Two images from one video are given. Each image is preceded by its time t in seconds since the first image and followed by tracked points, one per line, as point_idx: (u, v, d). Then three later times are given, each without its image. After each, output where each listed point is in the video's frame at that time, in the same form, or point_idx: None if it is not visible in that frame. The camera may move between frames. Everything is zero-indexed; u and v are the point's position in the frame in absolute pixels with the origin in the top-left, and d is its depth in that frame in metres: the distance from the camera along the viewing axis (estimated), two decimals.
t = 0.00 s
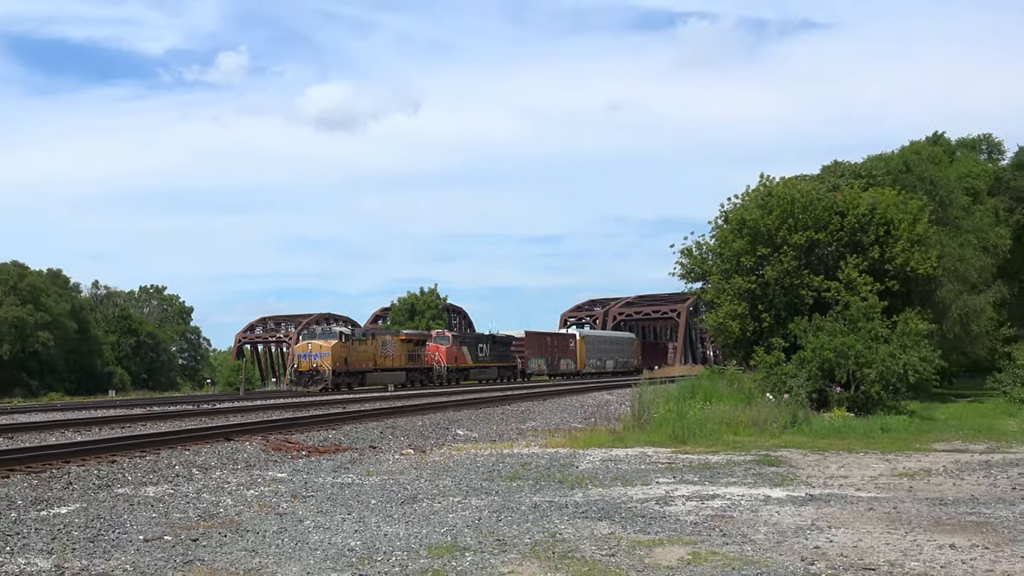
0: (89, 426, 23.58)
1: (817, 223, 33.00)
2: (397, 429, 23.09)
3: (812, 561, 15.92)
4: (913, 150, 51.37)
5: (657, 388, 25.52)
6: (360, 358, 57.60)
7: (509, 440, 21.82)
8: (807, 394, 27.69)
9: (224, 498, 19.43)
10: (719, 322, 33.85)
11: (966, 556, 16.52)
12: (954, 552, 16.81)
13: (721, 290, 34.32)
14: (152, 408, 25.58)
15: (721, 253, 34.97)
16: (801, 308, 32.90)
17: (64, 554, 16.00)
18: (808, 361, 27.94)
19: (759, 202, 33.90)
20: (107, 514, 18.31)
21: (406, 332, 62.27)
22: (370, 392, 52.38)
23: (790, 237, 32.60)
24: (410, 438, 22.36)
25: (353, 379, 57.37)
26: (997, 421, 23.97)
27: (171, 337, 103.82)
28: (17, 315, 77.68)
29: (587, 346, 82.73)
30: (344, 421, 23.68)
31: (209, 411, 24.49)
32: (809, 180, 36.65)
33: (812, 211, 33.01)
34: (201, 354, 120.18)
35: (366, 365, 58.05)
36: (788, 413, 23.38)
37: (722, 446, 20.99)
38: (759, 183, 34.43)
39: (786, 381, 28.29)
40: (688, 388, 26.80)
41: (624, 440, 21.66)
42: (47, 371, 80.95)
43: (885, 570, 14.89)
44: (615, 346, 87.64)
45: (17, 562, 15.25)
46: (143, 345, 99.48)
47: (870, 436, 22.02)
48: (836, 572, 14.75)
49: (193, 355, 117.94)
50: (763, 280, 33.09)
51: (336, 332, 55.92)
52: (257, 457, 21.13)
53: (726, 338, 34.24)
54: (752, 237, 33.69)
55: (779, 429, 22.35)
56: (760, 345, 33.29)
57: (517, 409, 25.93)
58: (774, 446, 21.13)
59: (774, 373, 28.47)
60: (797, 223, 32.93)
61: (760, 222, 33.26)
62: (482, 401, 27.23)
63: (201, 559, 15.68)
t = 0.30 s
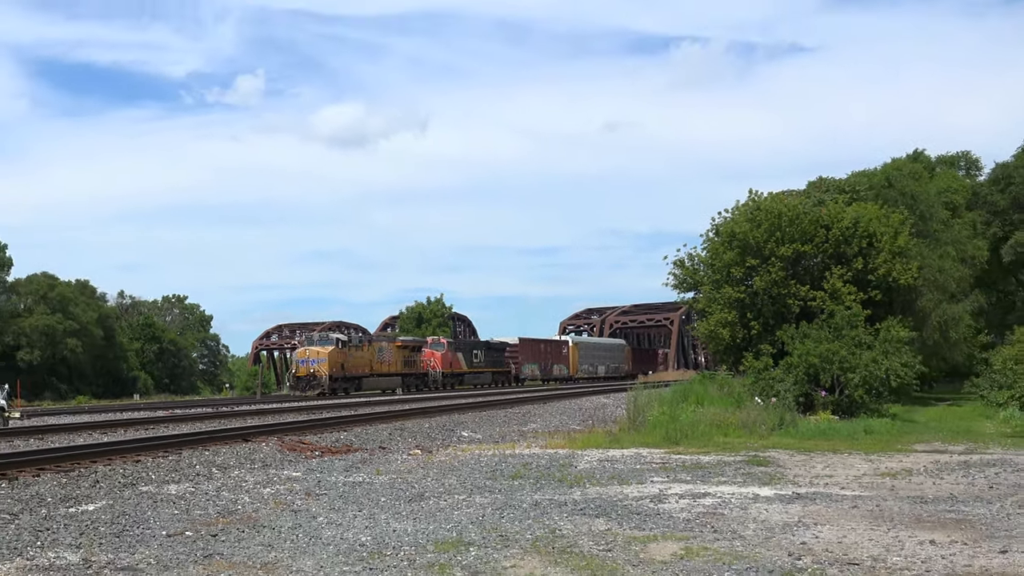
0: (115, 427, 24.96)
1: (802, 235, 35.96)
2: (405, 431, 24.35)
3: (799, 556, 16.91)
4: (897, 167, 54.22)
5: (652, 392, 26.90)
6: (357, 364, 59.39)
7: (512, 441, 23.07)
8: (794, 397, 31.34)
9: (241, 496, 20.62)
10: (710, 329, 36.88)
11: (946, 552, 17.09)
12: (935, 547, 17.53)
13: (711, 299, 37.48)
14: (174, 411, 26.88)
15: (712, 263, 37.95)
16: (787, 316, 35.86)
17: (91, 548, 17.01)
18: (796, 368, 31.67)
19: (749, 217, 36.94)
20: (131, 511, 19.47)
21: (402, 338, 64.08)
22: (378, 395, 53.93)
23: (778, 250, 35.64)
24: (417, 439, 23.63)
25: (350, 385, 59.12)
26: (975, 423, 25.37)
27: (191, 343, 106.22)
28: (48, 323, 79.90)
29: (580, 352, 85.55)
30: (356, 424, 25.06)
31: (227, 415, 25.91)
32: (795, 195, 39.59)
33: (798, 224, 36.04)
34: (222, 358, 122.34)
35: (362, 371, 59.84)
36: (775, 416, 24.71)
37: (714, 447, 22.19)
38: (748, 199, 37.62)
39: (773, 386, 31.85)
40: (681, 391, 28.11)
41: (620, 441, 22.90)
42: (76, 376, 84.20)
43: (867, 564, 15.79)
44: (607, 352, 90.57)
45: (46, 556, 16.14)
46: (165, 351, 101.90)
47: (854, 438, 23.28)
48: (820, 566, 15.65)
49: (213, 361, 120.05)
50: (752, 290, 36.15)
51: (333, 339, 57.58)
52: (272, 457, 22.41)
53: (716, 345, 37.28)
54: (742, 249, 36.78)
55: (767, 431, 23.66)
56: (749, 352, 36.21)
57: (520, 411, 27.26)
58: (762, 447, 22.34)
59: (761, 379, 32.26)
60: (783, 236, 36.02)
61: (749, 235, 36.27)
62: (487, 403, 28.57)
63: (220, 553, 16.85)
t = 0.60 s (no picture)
0: (133, 429, 25.99)
1: (795, 244, 36.89)
2: (413, 433, 25.35)
3: (791, 553, 17.71)
4: (885, 181, 55.43)
5: (650, 395, 27.90)
6: (353, 369, 60.54)
7: (515, 442, 24.05)
8: (787, 400, 32.57)
9: (257, 494, 21.60)
10: (706, 335, 37.95)
11: (934, 549, 17.84)
12: (923, 546, 18.22)
13: (706, 307, 38.54)
14: (192, 414, 27.93)
15: (708, 271, 38.99)
16: (781, 323, 36.86)
17: (114, 544, 17.93)
18: (788, 372, 32.85)
19: (743, 226, 37.85)
20: (152, 509, 20.43)
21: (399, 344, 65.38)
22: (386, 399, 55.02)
23: (771, 259, 36.63)
24: (425, 440, 24.63)
25: (346, 389, 60.18)
26: (961, 427, 26.35)
27: (209, 348, 107.71)
28: (73, 330, 81.37)
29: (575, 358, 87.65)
30: (365, 426, 26.11)
31: (242, 418, 26.98)
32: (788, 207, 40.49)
33: (792, 235, 36.90)
34: (238, 363, 123.63)
35: (358, 376, 61.01)
36: (768, 420, 25.73)
37: (709, 449, 23.14)
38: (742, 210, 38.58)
39: (766, 390, 33.05)
40: (678, 395, 29.05)
41: (619, 442, 23.88)
42: (99, 380, 85.96)
43: (857, 561, 16.63)
44: (602, 358, 92.69)
45: (72, 551, 16.99)
46: (184, 356, 103.36)
47: (845, 440, 24.24)
48: (812, 562, 16.50)
49: (230, 366, 121.37)
50: (746, 299, 37.19)
51: (329, 344, 58.66)
52: (286, 458, 23.44)
53: (712, 352, 38.38)
54: (736, 258, 37.77)
55: (760, 434, 24.66)
56: (744, 358, 37.24)
57: (523, 414, 28.25)
58: (756, 449, 23.30)
59: (755, 381, 33.56)
60: (776, 245, 36.97)
61: (744, 244, 37.22)
62: (491, 406, 29.60)
63: (236, 549, 17.82)
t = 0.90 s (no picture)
0: (147, 431, 26.03)
1: (811, 246, 36.77)
2: (426, 435, 25.33)
3: (806, 556, 17.60)
4: (900, 182, 55.20)
5: (665, 397, 27.85)
6: (352, 371, 60.51)
7: (529, 444, 24.02)
8: (802, 402, 32.49)
9: (270, 496, 21.57)
10: (721, 337, 37.92)
11: (951, 552, 17.68)
12: (940, 548, 18.06)
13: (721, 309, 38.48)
14: (205, 416, 27.98)
15: (722, 273, 38.92)
16: (795, 325, 36.74)
17: (127, 546, 17.89)
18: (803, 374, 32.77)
19: (757, 229, 37.76)
20: (165, 510, 20.41)
21: (399, 346, 65.42)
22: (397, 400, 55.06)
23: (786, 261, 36.52)
24: (438, 442, 24.62)
25: (344, 392, 60.09)
26: (979, 429, 26.20)
27: (222, 350, 107.90)
28: (86, 331, 81.78)
29: (582, 360, 87.52)
30: (378, 428, 26.11)
31: (255, 420, 27.00)
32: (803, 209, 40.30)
33: (807, 237, 36.77)
34: (251, 366, 123.69)
35: (357, 379, 60.94)
36: (783, 421, 25.71)
37: (724, 451, 23.09)
38: (756, 212, 38.47)
39: (781, 393, 33.01)
40: (692, 397, 28.98)
41: (634, 444, 23.86)
42: (113, 382, 86.18)
43: (873, 564, 16.52)
44: (611, 359, 92.51)
45: (85, 552, 16.98)
46: (197, 358, 103.60)
47: (860, 443, 24.18)
48: (828, 566, 16.40)
49: (243, 368, 121.48)
50: (760, 300, 37.10)
51: (326, 346, 58.57)
52: (299, 460, 23.44)
53: (727, 353, 38.36)
54: (751, 260, 37.68)
55: (774, 436, 24.64)
56: (759, 359, 37.13)
57: (536, 416, 28.20)
58: (771, 452, 23.24)
59: (771, 384, 33.46)
60: (790, 247, 36.85)
61: (758, 246, 37.13)
62: (505, 408, 29.58)
63: (250, 551, 17.78)
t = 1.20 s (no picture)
0: (161, 431, 26.03)
1: (827, 245, 36.56)
2: (440, 435, 25.28)
3: (823, 557, 17.47)
4: (916, 181, 54.92)
5: (681, 398, 27.78)
6: (350, 371, 60.61)
7: (544, 445, 23.98)
8: (820, 402, 32.39)
9: (284, 496, 21.55)
10: (736, 337, 37.86)
11: (969, 554, 17.51)
12: (958, 549, 17.90)
13: (736, 309, 38.38)
14: (219, 416, 27.99)
15: (737, 274, 38.80)
16: (811, 325, 36.61)
17: (142, 546, 17.85)
18: (819, 374, 32.67)
19: (773, 228, 37.60)
20: (179, 510, 20.38)
21: (400, 346, 65.68)
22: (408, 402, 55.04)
23: (802, 260, 36.38)
24: (453, 442, 24.59)
25: (343, 393, 60.21)
26: (997, 429, 26.03)
27: (235, 350, 108.10)
28: (101, 332, 81.94)
29: (590, 360, 87.42)
30: (392, 428, 26.10)
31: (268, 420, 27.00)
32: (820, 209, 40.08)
33: (823, 236, 36.59)
34: (265, 366, 123.74)
35: (356, 379, 61.03)
36: (800, 421, 25.63)
37: (740, 452, 23.02)
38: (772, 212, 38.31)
39: (797, 393, 32.95)
40: (708, 397, 28.88)
41: (649, 445, 23.81)
42: (126, 382, 86.36)
43: (890, 566, 16.34)
44: (620, 359, 92.34)
45: (100, 552, 16.97)
46: (211, 358, 103.85)
47: (877, 444, 24.06)
48: (845, 567, 16.25)
49: (256, 368, 121.63)
50: (776, 300, 36.97)
51: (324, 346, 58.58)
52: (314, 460, 23.42)
53: (743, 353, 38.30)
54: (767, 259, 37.56)
55: (790, 437, 24.59)
56: (775, 359, 37.01)
57: (551, 416, 28.13)
58: (787, 452, 23.15)
59: (786, 384, 33.37)
60: (807, 246, 36.69)
61: (774, 245, 36.98)
62: (519, 408, 29.52)
63: (264, 551, 17.74)
